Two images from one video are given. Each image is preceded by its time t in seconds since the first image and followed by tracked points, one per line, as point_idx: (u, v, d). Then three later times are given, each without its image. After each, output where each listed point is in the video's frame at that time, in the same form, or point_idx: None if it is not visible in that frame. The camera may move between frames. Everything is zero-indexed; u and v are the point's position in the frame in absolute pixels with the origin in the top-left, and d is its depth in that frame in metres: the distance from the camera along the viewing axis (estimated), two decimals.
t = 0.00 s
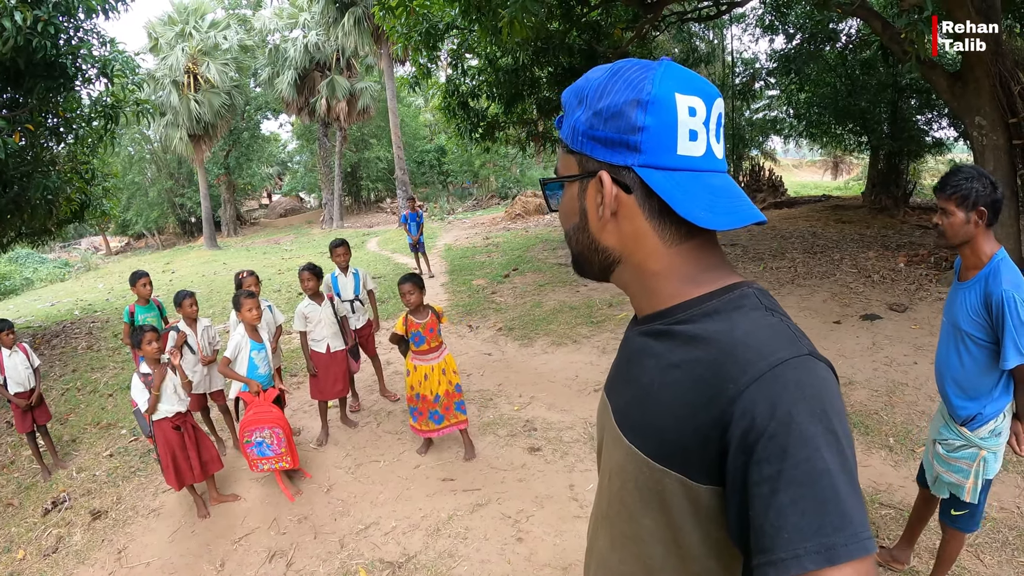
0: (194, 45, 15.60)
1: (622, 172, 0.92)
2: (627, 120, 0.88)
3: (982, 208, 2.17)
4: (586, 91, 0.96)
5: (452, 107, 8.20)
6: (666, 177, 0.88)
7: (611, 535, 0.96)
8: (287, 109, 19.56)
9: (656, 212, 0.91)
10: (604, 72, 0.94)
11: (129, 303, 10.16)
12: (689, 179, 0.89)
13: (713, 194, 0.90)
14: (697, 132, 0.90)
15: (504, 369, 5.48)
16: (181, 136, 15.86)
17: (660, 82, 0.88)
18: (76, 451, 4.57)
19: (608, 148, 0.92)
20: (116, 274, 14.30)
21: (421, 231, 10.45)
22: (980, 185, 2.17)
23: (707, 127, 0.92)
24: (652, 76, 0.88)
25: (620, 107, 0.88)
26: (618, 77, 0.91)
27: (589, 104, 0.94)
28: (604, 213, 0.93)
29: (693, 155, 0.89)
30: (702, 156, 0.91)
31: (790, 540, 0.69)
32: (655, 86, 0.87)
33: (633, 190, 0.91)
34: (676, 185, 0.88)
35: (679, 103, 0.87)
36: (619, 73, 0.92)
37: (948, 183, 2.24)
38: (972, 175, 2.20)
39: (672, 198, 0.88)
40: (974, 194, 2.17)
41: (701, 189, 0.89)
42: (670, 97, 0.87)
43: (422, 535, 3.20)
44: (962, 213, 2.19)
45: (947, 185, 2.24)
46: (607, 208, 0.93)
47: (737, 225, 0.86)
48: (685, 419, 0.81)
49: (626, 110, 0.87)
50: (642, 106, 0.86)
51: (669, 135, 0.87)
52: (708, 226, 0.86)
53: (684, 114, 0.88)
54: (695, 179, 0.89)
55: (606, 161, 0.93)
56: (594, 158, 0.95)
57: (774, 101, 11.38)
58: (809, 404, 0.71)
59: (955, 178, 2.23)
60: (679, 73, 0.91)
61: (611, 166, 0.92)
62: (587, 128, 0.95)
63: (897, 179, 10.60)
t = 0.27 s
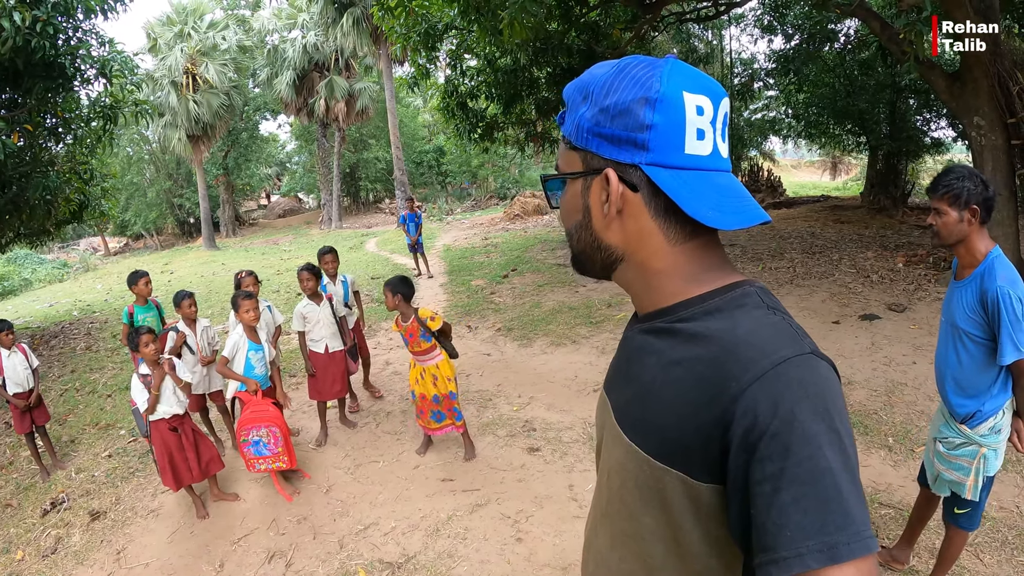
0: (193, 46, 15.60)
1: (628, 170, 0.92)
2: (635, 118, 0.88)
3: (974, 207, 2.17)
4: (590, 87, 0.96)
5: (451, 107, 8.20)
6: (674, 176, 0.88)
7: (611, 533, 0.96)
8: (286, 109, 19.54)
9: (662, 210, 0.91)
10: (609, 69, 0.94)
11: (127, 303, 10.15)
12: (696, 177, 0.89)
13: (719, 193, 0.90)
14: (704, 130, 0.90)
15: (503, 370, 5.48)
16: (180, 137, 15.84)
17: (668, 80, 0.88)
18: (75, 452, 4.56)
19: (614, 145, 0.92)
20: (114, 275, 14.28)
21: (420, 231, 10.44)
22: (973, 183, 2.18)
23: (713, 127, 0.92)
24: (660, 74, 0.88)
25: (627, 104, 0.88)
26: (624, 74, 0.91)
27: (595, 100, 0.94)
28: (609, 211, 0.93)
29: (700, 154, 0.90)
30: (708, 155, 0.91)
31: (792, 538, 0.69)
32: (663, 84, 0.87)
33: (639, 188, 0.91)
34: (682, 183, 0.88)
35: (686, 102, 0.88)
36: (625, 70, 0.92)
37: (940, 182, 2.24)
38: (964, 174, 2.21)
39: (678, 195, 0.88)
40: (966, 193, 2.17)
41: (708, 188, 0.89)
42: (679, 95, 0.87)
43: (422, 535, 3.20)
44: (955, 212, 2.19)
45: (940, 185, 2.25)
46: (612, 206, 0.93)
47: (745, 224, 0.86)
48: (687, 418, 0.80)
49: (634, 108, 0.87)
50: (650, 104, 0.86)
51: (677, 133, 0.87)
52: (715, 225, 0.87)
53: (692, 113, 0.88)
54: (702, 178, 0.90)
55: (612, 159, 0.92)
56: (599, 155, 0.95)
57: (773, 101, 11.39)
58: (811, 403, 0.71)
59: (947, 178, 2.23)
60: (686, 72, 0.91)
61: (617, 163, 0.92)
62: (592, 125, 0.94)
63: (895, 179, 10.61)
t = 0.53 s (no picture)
0: (191, 46, 15.60)
1: (626, 168, 0.92)
2: (633, 116, 0.88)
3: (970, 207, 2.19)
4: (587, 85, 0.96)
5: (449, 108, 8.21)
6: (671, 174, 0.89)
7: (605, 531, 0.97)
8: (284, 110, 19.52)
9: (658, 209, 0.92)
10: (606, 67, 0.95)
11: (126, 304, 10.15)
12: (693, 175, 0.90)
13: (717, 192, 0.91)
14: (701, 129, 0.91)
15: (501, 370, 5.48)
16: (178, 137, 15.83)
17: (666, 79, 0.89)
18: (73, 452, 4.57)
19: (612, 143, 0.92)
20: (112, 275, 14.26)
21: (418, 232, 10.44)
22: (968, 184, 2.19)
23: (710, 127, 0.93)
24: (657, 73, 0.89)
25: (626, 102, 0.89)
26: (621, 72, 0.92)
27: (591, 97, 0.94)
28: (606, 208, 0.94)
29: (697, 152, 0.90)
30: (705, 154, 0.92)
31: (786, 536, 0.70)
32: (661, 83, 0.88)
33: (637, 186, 0.92)
34: (680, 180, 0.89)
35: (685, 101, 0.89)
36: (622, 68, 0.92)
37: (935, 185, 2.25)
38: (958, 176, 2.22)
39: (676, 193, 0.88)
40: (962, 194, 2.18)
41: (706, 187, 0.90)
42: (677, 94, 0.88)
43: (420, 535, 3.20)
44: (952, 214, 2.21)
45: (935, 187, 2.25)
46: (609, 204, 0.93)
47: (742, 223, 0.87)
48: (681, 417, 0.81)
49: (633, 105, 0.88)
50: (649, 102, 0.87)
51: (675, 131, 0.88)
52: (712, 223, 0.87)
53: (690, 112, 0.89)
54: (699, 176, 0.90)
55: (610, 157, 0.93)
56: (596, 153, 0.96)
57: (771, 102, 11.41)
58: (804, 400, 0.72)
59: (942, 180, 2.24)
60: (683, 71, 0.92)
61: (614, 161, 0.93)
62: (589, 122, 0.95)
63: (893, 180, 10.64)
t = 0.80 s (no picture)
0: (190, 47, 15.59)
1: (625, 171, 0.92)
2: (632, 119, 0.89)
3: (970, 209, 2.19)
4: (585, 88, 0.97)
5: (448, 108, 8.22)
6: (671, 176, 0.89)
7: (602, 535, 0.97)
8: (283, 111, 19.50)
9: (658, 211, 0.93)
10: (604, 70, 0.95)
11: (124, 305, 10.14)
12: (693, 178, 0.90)
13: (716, 195, 0.91)
14: (700, 132, 0.91)
15: (500, 371, 5.49)
16: (177, 138, 15.82)
17: (665, 82, 0.89)
18: (72, 453, 4.56)
19: (610, 146, 0.92)
20: (111, 276, 14.25)
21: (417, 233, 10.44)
22: (967, 186, 2.20)
23: (708, 129, 0.93)
24: (656, 77, 0.89)
25: (625, 105, 0.89)
26: (619, 75, 0.92)
27: (590, 101, 0.95)
28: (605, 212, 0.94)
29: (697, 155, 0.91)
30: (704, 156, 0.92)
31: (783, 540, 0.70)
32: (661, 86, 0.88)
33: (637, 189, 0.92)
34: (679, 183, 0.89)
35: (684, 104, 0.89)
36: (620, 72, 0.93)
37: (934, 187, 2.25)
38: (957, 178, 2.22)
39: (676, 195, 0.88)
40: (961, 196, 2.19)
41: (705, 190, 0.91)
42: (676, 97, 0.88)
43: (419, 537, 3.20)
44: (951, 216, 2.21)
45: (934, 188, 2.25)
46: (608, 207, 0.93)
47: (742, 225, 0.88)
48: (678, 421, 0.81)
49: (632, 108, 0.88)
50: (648, 105, 0.87)
51: (674, 135, 0.88)
52: (713, 226, 0.88)
53: (689, 115, 0.89)
54: (698, 179, 0.91)
55: (609, 160, 0.93)
56: (594, 156, 0.96)
57: (769, 103, 11.43)
58: (800, 404, 0.72)
59: (941, 182, 2.24)
60: (681, 75, 0.92)
61: (613, 164, 0.93)
62: (587, 125, 0.95)
63: (892, 180, 10.65)
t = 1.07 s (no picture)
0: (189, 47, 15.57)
1: (630, 172, 0.92)
2: (638, 119, 0.88)
3: (971, 209, 2.19)
4: (589, 88, 0.96)
5: (447, 109, 8.22)
6: (676, 177, 0.89)
7: (605, 537, 0.96)
8: (281, 112, 19.47)
9: (663, 213, 0.92)
10: (608, 71, 0.95)
11: (122, 306, 10.12)
12: (697, 180, 0.90)
13: (721, 195, 0.91)
14: (705, 133, 0.91)
15: (500, 372, 5.48)
16: (175, 139, 15.80)
17: (669, 83, 0.89)
18: (71, 455, 4.55)
19: (615, 147, 0.92)
20: (110, 277, 14.22)
21: (415, 233, 10.43)
22: (968, 187, 2.20)
23: (713, 130, 0.93)
24: (660, 78, 0.89)
25: (630, 105, 0.89)
26: (623, 76, 0.92)
27: (594, 101, 0.94)
28: (610, 213, 0.93)
29: (701, 156, 0.90)
30: (708, 157, 0.92)
31: (784, 543, 0.70)
32: (666, 87, 0.88)
33: (642, 190, 0.92)
34: (685, 183, 0.89)
35: (688, 105, 0.89)
36: (623, 73, 0.92)
37: (935, 187, 2.25)
38: (959, 178, 2.22)
39: (682, 195, 0.88)
40: (962, 196, 2.19)
41: (710, 190, 0.90)
42: (680, 98, 0.88)
43: (419, 538, 3.20)
44: (952, 216, 2.21)
45: (935, 189, 2.25)
46: (613, 209, 0.93)
47: (747, 226, 0.87)
48: (681, 422, 0.81)
49: (637, 109, 0.88)
50: (653, 105, 0.87)
51: (680, 137, 0.88)
52: (720, 226, 0.87)
53: (694, 116, 0.89)
54: (703, 179, 0.91)
55: (614, 161, 0.93)
56: (599, 157, 0.96)
57: (767, 103, 11.45)
58: (803, 406, 0.72)
59: (942, 183, 2.25)
60: (685, 75, 0.92)
61: (618, 165, 0.93)
62: (591, 126, 0.95)
63: (891, 181, 10.66)
